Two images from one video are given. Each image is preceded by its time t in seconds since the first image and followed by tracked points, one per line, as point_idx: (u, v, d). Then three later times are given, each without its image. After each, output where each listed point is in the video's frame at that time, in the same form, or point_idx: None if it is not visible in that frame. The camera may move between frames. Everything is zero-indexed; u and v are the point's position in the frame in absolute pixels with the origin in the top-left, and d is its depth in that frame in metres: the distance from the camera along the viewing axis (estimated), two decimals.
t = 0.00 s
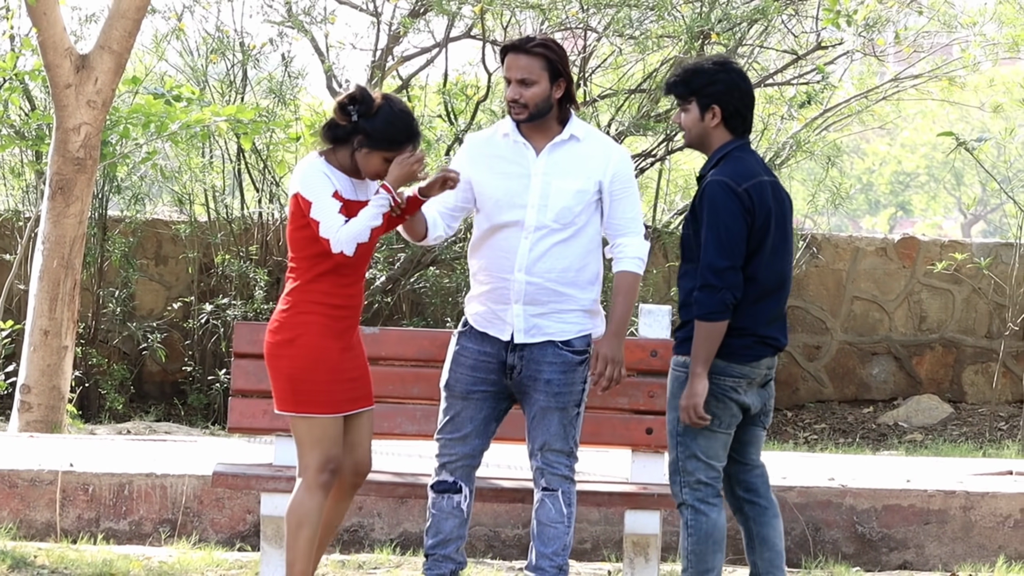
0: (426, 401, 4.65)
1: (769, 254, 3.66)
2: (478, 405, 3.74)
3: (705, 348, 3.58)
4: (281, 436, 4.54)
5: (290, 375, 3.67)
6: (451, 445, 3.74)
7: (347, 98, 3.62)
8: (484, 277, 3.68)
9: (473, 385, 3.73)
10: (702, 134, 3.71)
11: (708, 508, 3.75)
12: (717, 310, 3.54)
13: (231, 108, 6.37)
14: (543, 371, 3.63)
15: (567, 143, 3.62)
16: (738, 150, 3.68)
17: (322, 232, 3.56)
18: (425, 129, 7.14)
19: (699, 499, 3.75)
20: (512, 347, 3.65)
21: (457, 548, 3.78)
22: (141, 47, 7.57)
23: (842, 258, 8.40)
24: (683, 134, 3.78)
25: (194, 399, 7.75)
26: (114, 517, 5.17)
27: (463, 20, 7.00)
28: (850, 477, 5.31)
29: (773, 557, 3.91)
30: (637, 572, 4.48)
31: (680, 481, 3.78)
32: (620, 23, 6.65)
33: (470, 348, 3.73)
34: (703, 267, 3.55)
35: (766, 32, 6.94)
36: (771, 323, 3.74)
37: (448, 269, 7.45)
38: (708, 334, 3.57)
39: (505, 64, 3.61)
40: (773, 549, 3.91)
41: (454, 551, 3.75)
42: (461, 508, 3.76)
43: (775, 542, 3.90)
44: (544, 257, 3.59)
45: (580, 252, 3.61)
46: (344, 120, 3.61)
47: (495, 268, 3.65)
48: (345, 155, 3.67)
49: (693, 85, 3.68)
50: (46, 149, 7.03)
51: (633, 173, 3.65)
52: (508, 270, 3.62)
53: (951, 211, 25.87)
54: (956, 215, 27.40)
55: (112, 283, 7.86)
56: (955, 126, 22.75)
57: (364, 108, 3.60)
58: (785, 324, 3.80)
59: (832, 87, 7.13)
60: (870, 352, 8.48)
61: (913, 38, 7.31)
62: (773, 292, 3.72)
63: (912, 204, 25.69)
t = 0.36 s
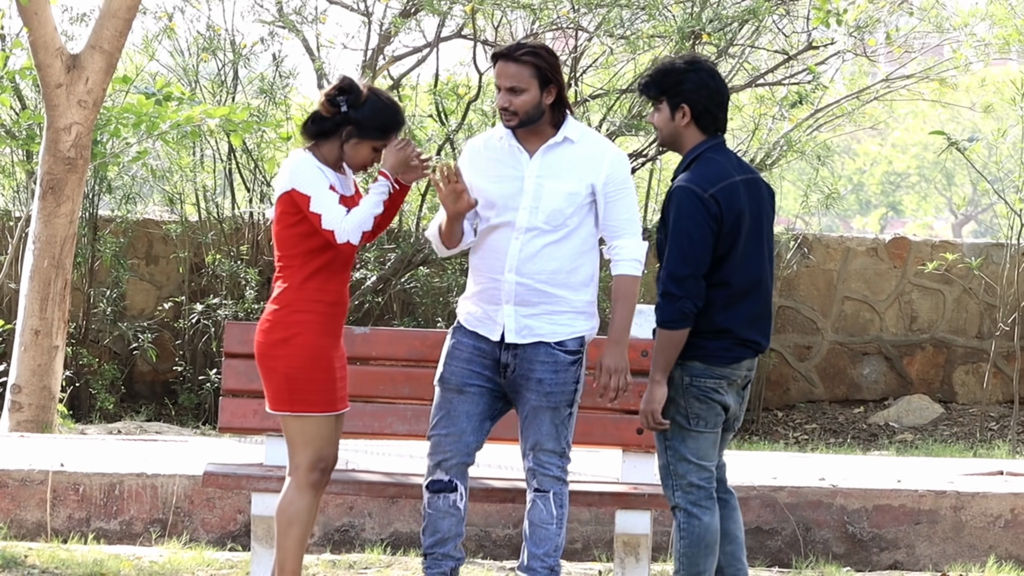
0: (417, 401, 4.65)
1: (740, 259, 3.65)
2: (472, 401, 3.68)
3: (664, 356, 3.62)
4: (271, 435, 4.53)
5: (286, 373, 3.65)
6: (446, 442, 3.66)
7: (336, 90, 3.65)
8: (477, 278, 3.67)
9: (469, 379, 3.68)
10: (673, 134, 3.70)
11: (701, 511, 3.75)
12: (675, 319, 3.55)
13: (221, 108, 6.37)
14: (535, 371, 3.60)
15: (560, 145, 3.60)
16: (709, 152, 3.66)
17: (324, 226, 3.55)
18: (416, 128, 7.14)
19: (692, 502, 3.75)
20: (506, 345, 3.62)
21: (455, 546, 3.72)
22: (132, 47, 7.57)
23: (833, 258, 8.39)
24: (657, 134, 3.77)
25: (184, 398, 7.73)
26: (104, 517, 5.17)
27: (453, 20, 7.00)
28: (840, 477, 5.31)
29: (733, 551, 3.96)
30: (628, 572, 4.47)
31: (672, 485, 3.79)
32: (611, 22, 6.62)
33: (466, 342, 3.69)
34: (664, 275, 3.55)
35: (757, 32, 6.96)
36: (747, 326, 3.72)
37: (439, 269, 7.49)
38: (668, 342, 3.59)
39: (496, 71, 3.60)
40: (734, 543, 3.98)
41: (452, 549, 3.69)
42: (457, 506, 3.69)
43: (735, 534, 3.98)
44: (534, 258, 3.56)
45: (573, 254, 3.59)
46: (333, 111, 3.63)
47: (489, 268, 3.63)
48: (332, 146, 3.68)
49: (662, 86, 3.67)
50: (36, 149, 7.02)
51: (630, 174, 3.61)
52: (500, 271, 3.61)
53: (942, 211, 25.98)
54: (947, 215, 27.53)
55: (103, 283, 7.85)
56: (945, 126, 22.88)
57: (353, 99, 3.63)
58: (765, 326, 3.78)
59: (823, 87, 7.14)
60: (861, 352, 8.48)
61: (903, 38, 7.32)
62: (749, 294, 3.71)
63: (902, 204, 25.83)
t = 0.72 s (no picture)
0: (403, 401, 4.64)
1: (713, 254, 3.63)
2: (462, 406, 3.69)
3: (640, 344, 3.60)
4: (259, 433, 4.53)
5: (269, 372, 3.65)
6: (442, 448, 3.68)
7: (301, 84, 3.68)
8: (456, 282, 3.66)
9: (454, 387, 3.69)
10: (642, 134, 3.70)
11: (687, 511, 3.75)
12: (652, 311, 3.52)
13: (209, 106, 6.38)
14: (516, 371, 3.60)
15: (527, 140, 3.59)
16: (679, 150, 3.66)
17: (303, 220, 3.57)
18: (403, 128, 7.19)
19: (677, 503, 3.76)
20: (487, 346, 3.62)
21: (450, 553, 3.71)
22: (119, 46, 7.55)
23: (820, 258, 8.40)
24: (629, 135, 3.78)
25: (172, 397, 7.74)
26: (92, 516, 5.17)
27: (440, 19, 6.99)
28: (828, 477, 5.31)
29: (714, 554, 3.97)
30: (616, 572, 4.47)
31: (658, 485, 3.79)
32: (599, 22, 6.65)
33: (445, 349, 3.69)
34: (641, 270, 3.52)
35: (744, 32, 6.98)
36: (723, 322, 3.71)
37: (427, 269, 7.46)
38: (643, 331, 3.58)
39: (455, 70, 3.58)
40: (716, 546, 3.97)
41: (448, 557, 3.69)
42: (456, 511, 3.69)
43: (717, 539, 3.96)
44: (512, 257, 3.56)
45: (550, 249, 3.58)
46: (301, 107, 3.66)
47: (468, 270, 3.62)
48: (305, 142, 3.71)
49: (631, 85, 3.67)
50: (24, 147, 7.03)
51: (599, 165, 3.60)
52: (479, 273, 3.60)
53: (930, 210, 26.11)
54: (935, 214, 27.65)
55: (91, 282, 7.85)
56: (934, 125, 22.99)
57: (321, 93, 3.66)
58: (745, 322, 3.77)
59: (810, 87, 7.15)
60: (848, 351, 8.48)
61: (892, 38, 7.32)
62: (727, 290, 3.69)
63: (892, 203, 25.93)
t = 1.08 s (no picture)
0: (393, 399, 4.60)
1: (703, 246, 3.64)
2: (441, 407, 3.71)
3: (671, 330, 3.57)
4: (248, 433, 4.52)
5: (268, 372, 3.68)
6: (424, 449, 3.69)
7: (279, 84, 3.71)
8: (428, 281, 3.68)
9: (432, 389, 3.70)
10: (631, 133, 3.71)
11: (677, 510, 3.73)
12: (665, 295, 3.51)
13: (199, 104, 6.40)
14: (495, 369, 3.62)
15: (489, 136, 3.62)
16: (667, 145, 3.68)
17: (304, 221, 3.61)
18: (393, 127, 7.13)
19: (666, 501, 3.74)
20: (463, 346, 3.63)
21: (438, 553, 3.73)
22: (109, 44, 7.60)
23: (809, 256, 8.43)
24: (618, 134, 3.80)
25: (162, 396, 7.74)
26: (81, 514, 5.16)
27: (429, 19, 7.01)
28: (817, 476, 5.32)
29: (721, 550, 3.94)
30: (605, 570, 4.46)
31: (647, 483, 3.76)
32: (589, 20, 6.67)
33: (422, 349, 3.70)
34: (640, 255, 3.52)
35: (734, 31, 6.99)
36: (710, 316, 3.72)
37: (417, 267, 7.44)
38: (670, 317, 3.55)
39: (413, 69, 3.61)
40: (722, 541, 3.95)
41: (436, 556, 3.71)
42: (442, 510, 3.71)
43: (723, 534, 3.95)
44: (485, 254, 3.59)
45: (520, 244, 3.62)
46: (284, 107, 3.68)
47: (440, 271, 3.64)
48: (291, 140, 3.74)
49: (622, 84, 3.69)
50: (13, 146, 7.03)
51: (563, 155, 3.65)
52: (453, 272, 3.62)
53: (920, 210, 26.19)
54: (925, 212, 27.74)
55: (81, 280, 7.84)
56: (924, 124, 23.07)
57: (301, 90, 3.69)
58: (733, 317, 3.77)
59: (800, 85, 7.13)
60: (838, 350, 8.48)
61: (881, 37, 7.36)
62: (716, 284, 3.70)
63: (880, 202, 26.04)
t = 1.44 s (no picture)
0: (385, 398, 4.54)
1: (716, 252, 3.64)
2: (423, 408, 3.72)
3: (650, 344, 3.62)
4: (239, 432, 4.50)
5: (267, 373, 3.68)
6: (408, 451, 3.72)
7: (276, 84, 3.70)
8: (404, 282, 3.69)
9: (414, 390, 3.71)
10: (655, 131, 3.73)
11: (673, 507, 3.73)
12: (654, 306, 3.57)
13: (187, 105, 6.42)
14: (477, 369, 3.64)
15: (461, 136, 3.64)
16: (689, 147, 3.68)
17: (320, 215, 3.66)
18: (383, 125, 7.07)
19: (664, 498, 3.73)
20: (443, 347, 3.65)
21: (425, 552, 3.75)
22: (99, 43, 7.61)
23: (800, 256, 8.43)
24: (639, 130, 3.80)
25: (153, 395, 7.75)
26: (72, 514, 5.16)
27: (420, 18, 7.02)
28: (808, 476, 5.31)
29: (739, 555, 3.92)
30: (595, 570, 4.46)
31: (646, 480, 3.76)
32: (579, 20, 6.70)
33: (401, 352, 3.71)
34: (640, 262, 3.57)
35: (724, 30, 6.96)
36: (723, 320, 3.70)
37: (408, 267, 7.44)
38: (653, 330, 3.60)
39: (386, 70, 3.63)
40: (739, 547, 3.92)
41: (423, 555, 3.73)
42: (427, 509, 3.74)
43: (741, 540, 3.91)
44: (459, 253, 3.60)
45: (494, 242, 3.63)
46: (281, 107, 3.68)
47: (415, 271, 3.66)
48: (282, 139, 3.75)
49: (647, 82, 3.70)
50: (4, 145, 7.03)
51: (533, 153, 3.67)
52: (428, 272, 3.63)
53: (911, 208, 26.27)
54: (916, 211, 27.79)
55: (71, 280, 7.85)
56: (915, 124, 23.13)
57: (299, 91, 3.69)
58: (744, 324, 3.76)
59: (790, 85, 7.14)
60: (829, 349, 8.48)
61: (871, 37, 7.34)
62: (730, 290, 3.70)
63: (871, 201, 26.08)
